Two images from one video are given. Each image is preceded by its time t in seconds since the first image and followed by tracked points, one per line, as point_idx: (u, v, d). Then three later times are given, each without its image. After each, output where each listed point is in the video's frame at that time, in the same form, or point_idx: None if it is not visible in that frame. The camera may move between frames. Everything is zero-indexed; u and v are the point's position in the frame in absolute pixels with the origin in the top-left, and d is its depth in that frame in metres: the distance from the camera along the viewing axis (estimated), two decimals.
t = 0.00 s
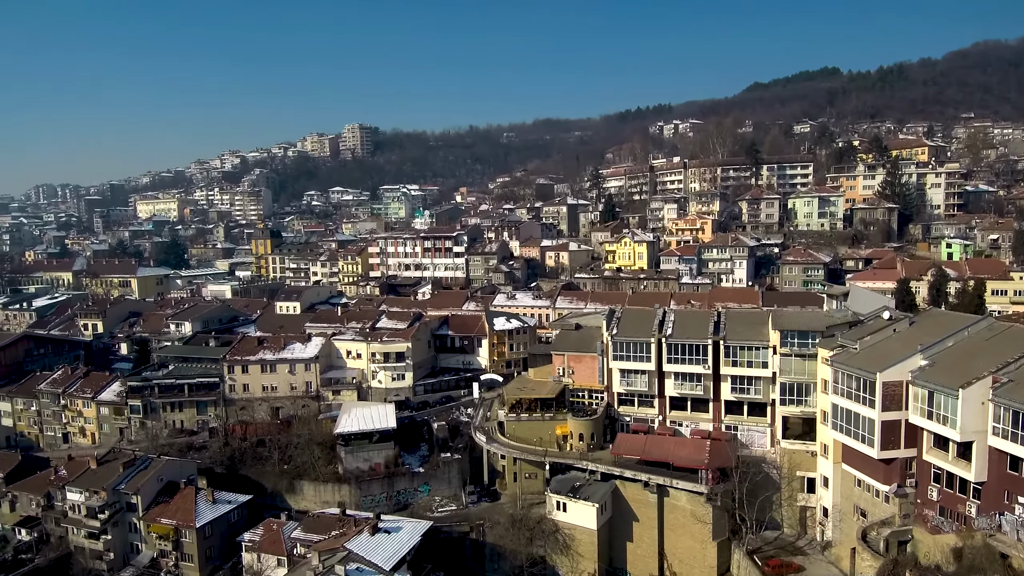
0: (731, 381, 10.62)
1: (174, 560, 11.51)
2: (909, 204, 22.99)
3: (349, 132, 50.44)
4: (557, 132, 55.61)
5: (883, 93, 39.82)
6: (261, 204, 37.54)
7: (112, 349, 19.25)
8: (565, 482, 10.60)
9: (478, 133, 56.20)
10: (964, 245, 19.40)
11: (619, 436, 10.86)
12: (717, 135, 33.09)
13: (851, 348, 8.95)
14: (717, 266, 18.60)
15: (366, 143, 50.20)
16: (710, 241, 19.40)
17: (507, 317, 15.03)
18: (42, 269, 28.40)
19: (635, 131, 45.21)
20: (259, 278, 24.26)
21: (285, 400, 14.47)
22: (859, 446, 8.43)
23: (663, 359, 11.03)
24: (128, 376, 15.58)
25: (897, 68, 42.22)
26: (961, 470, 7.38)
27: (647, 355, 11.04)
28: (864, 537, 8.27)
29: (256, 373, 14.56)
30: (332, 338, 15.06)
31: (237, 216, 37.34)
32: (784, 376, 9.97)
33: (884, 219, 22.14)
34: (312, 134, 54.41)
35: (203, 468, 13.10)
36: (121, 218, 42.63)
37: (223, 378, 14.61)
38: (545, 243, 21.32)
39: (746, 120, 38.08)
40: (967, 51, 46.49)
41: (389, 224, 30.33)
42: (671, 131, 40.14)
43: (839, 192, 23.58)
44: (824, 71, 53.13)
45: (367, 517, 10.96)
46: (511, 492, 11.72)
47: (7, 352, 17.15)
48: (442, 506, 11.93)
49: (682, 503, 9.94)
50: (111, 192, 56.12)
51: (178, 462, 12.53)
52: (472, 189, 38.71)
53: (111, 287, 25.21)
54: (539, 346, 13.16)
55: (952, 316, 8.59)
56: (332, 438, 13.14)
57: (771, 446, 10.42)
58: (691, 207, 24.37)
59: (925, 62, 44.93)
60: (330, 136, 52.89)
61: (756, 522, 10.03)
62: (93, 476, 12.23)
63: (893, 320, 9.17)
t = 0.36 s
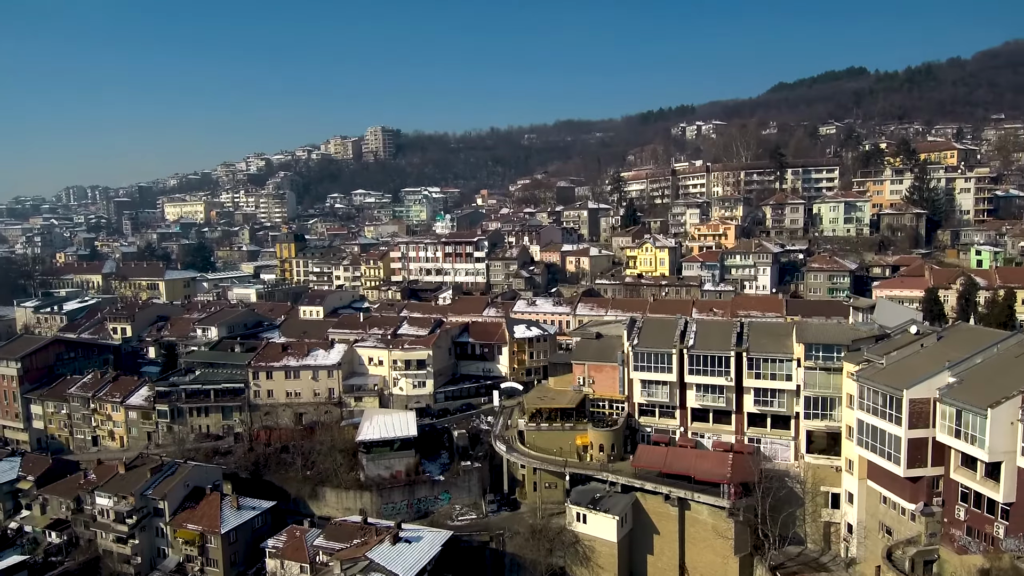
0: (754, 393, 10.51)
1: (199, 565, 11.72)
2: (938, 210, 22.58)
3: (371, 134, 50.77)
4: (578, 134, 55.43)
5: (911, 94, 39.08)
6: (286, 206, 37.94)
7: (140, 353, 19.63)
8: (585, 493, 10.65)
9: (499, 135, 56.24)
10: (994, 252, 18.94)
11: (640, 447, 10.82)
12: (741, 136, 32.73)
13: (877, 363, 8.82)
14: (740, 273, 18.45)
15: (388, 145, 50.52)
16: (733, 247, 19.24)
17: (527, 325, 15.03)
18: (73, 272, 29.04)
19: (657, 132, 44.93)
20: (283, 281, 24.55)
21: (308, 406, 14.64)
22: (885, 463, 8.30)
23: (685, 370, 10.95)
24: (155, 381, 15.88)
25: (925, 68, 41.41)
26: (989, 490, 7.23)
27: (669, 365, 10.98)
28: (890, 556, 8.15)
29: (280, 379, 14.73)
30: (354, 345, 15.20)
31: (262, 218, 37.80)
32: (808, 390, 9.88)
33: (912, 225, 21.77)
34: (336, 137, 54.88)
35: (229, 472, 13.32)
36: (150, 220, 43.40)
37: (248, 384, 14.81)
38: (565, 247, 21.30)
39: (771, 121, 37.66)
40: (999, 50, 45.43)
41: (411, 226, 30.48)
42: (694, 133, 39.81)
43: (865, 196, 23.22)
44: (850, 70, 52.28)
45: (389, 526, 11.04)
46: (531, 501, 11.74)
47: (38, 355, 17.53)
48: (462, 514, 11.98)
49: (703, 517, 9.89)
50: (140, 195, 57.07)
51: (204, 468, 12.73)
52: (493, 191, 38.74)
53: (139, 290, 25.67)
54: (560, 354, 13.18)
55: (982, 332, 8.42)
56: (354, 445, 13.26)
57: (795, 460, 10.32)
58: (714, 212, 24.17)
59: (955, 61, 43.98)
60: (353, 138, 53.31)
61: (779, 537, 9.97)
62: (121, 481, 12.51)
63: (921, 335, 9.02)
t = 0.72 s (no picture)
0: (778, 406, 10.42)
1: (224, 570, 11.92)
2: (967, 216, 22.14)
3: (393, 137, 51.09)
4: (599, 135, 55.24)
5: (941, 95, 38.33)
6: (309, 209, 38.31)
7: (167, 356, 20.16)
8: (605, 504, 10.61)
9: (520, 137, 56.23)
10: None
11: (661, 459, 10.77)
12: (765, 138, 32.37)
13: (903, 379, 8.70)
14: (764, 279, 18.26)
15: (410, 148, 50.80)
16: (757, 253, 19.04)
17: (547, 333, 15.02)
18: (103, 274, 29.64)
19: (680, 133, 44.58)
20: (306, 285, 24.79)
21: (331, 412, 14.79)
22: (911, 481, 8.15)
23: (707, 382, 10.89)
24: (182, 386, 16.15)
25: (956, 68, 40.57)
26: (1017, 511, 7.06)
27: (691, 377, 10.92)
28: None
29: (304, 385, 14.90)
30: (376, 352, 15.31)
31: (287, 221, 38.23)
32: (833, 404, 9.78)
33: (940, 231, 21.39)
34: (358, 139, 55.28)
35: (254, 478, 13.54)
36: (177, 223, 44.14)
37: (273, 390, 15.03)
38: (586, 252, 21.26)
39: (795, 122, 37.19)
40: None
41: (432, 230, 30.61)
42: (718, 134, 39.47)
43: (892, 202, 22.83)
44: (878, 70, 51.42)
45: (409, 535, 11.10)
46: (550, 511, 11.73)
47: (69, 359, 17.92)
48: (482, 522, 12.02)
49: (726, 531, 9.84)
50: (168, 197, 58.01)
51: (228, 473, 12.94)
52: (514, 194, 38.76)
53: (167, 293, 26.11)
54: (580, 363, 13.16)
55: (1012, 348, 8.25)
56: (375, 452, 13.36)
57: (819, 474, 10.21)
58: (737, 217, 23.95)
59: (986, 61, 43.02)
60: (376, 140, 53.67)
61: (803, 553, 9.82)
62: (148, 486, 12.76)
63: (949, 350, 8.87)
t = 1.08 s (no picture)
0: (802, 419, 10.33)
1: None
2: (998, 221, 21.72)
3: (415, 140, 51.32)
4: (621, 136, 54.97)
5: (971, 95, 37.54)
6: (332, 212, 38.60)
7: (194, 361, 20.51)
8: (626, 516, 10.56)
9: (541, 138, 56.13)
10: None
11: (683, 471, 10.73)
12: (790, 141, 31.98)
13: (931, 395, 8.56)
14: (788, 286, 18.05)
15: (431, 150, 50.98)
16: (781, 259, 18.82)
17: (568, 340, 14.98)
18: (131, 277, 30.15)
19: (702, 134, 44.20)
20: (330, 288, 24.98)
21: (353, 418, 14.93)
22: (937, 499, 8.01)
23: (729, 394, 10.82)
24: (208, 391, 16.39)
25: (986, 68, 39.72)
26: None
27: (713, 389, 10.84)
28: None
29: (326, 391, 15.04)
30: (397, 359, 15.41)
31: (310, 223, 38.57)
32: (858, 418, 9.70)
33: (969, 237, 20.99)
34: (380, 141, 55.59)
35: (277, 482, 13.70)
36: (203, 225, 44.80)
37: (296, 396, 15.17)
38: (607, 257, 21.18)
39: (821, 123, 36.70)
40: None
41: (453, 233, 30.69)
42: (741, 136, 39.05)
43: (920, 207, 22.44)
44: (906, 70, 50.53)
45: (430, 544, 11.16)
46: (570, 521, 11.73)
47: (99, 363, 18.28)
48: (502, 532, 12.06)
49: (747, 546, 9.75)
50: (194, 199, 58.83)
51: (253, 479, 13.12)
52: (535, 196, 38.71)
53: (194, 296, 26.51)
54: (601, 372, 13.15)
55: None
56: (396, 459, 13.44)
57: (843, 489, 10.21)
58: (760, 222, 23.71)
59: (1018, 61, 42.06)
60: (398, 143, 53.94)
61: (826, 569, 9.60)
62: (175, 491, 12.99)
63: (979, 366, 8.70)
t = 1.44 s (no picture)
0: (827, 433, 10.26)
1: None
2: None
3: (437, 142, 51.52)
4: (643, 137, 54.66)
5: (1004, 94, 36.67)
6: (356, 214, 38.92)
7: (221, 364, 20.72)
8: (647, 529, 10.50)
9: (563, 140, 56.05)
10: None
11: (705, 484, 10.66)
12: (816, 143, 31.53)
13: (960, 412, 8.39)
14: (814, 293, 17.83)
15: (453, 152, 51.16)
16: (807, 265, 18.57)
17: (589, 349, 14.91)
18: (160, 280, 30.68)
19: (726, 135, 43.73)
20: (353, 292, 25.15)
21: (375, 424, 15.06)
22: (966, 519, 7.84)
23: (753, 406, 10.75)
24: (234, 396, 16.63)
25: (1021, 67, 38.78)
26: None
27: (736, 401, 10.78)
28: None
29: (349, 398, 15.17)
30: (419, 366, 15.50)
31: (334, 226, 38.93)
32: (885, 434, 9.57)
33: (1001, 243, 20.54)
34: (403, 144, 55.92)
35: (302, 488, 13.87)
36: (229, 227, 45.43)
37: (320, 401, 15.34)
38: (629, 261, 21.07)
39: (848, 125, 36.13)
40: None
41: (475, 236, 30.75)
42: (766, 138, 38.60)
43: (951, 212, 22.00)
44: (937, 70, 49.55)
45: (452, 553, 11.22)
46: (590, 531, 11.72)
47: (128, 367, 18.62)
48: (522, 541, 12.06)
49: (771, 560, 9.75)
50: (221, 201, 59.70)
51: (277, 485, 13.29)
52: (557, 198, 38.67)
53: (221, 298, 26.89)
54: (623, 381, 13.06)
55: None
56: (418, 466, 13.50)
57: (869, 503, 10.08)
58: (786, 227, 23.41)
59: None
60: (420, 145, 54.22)
61: None
62: (202, 496, 13.22)
63: (1011, 383, 8.49)
